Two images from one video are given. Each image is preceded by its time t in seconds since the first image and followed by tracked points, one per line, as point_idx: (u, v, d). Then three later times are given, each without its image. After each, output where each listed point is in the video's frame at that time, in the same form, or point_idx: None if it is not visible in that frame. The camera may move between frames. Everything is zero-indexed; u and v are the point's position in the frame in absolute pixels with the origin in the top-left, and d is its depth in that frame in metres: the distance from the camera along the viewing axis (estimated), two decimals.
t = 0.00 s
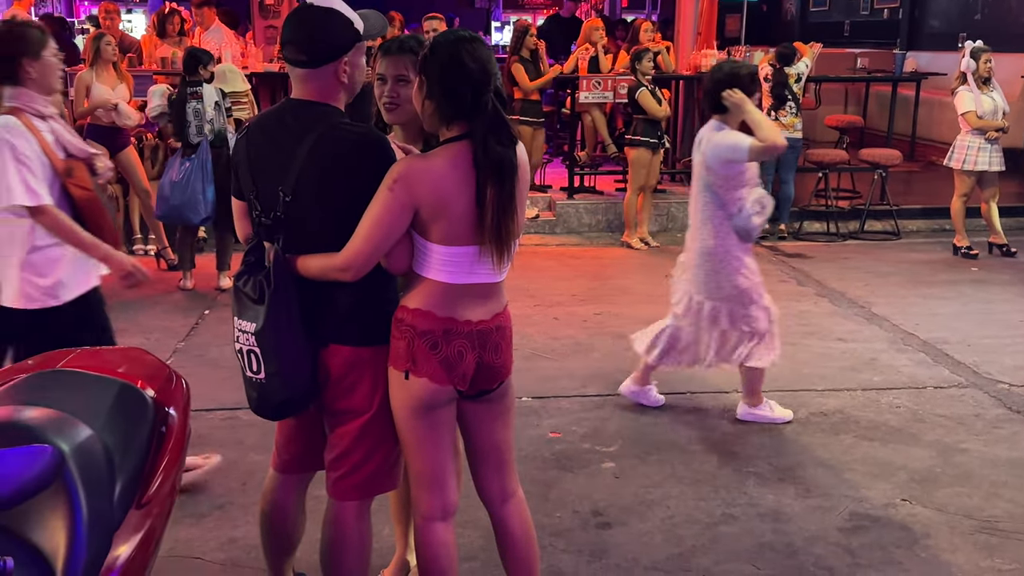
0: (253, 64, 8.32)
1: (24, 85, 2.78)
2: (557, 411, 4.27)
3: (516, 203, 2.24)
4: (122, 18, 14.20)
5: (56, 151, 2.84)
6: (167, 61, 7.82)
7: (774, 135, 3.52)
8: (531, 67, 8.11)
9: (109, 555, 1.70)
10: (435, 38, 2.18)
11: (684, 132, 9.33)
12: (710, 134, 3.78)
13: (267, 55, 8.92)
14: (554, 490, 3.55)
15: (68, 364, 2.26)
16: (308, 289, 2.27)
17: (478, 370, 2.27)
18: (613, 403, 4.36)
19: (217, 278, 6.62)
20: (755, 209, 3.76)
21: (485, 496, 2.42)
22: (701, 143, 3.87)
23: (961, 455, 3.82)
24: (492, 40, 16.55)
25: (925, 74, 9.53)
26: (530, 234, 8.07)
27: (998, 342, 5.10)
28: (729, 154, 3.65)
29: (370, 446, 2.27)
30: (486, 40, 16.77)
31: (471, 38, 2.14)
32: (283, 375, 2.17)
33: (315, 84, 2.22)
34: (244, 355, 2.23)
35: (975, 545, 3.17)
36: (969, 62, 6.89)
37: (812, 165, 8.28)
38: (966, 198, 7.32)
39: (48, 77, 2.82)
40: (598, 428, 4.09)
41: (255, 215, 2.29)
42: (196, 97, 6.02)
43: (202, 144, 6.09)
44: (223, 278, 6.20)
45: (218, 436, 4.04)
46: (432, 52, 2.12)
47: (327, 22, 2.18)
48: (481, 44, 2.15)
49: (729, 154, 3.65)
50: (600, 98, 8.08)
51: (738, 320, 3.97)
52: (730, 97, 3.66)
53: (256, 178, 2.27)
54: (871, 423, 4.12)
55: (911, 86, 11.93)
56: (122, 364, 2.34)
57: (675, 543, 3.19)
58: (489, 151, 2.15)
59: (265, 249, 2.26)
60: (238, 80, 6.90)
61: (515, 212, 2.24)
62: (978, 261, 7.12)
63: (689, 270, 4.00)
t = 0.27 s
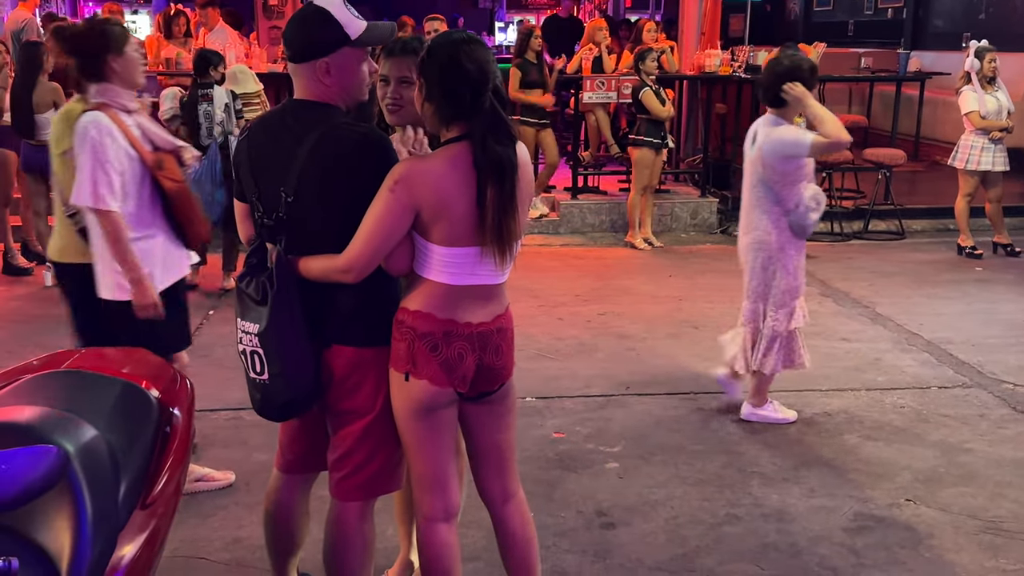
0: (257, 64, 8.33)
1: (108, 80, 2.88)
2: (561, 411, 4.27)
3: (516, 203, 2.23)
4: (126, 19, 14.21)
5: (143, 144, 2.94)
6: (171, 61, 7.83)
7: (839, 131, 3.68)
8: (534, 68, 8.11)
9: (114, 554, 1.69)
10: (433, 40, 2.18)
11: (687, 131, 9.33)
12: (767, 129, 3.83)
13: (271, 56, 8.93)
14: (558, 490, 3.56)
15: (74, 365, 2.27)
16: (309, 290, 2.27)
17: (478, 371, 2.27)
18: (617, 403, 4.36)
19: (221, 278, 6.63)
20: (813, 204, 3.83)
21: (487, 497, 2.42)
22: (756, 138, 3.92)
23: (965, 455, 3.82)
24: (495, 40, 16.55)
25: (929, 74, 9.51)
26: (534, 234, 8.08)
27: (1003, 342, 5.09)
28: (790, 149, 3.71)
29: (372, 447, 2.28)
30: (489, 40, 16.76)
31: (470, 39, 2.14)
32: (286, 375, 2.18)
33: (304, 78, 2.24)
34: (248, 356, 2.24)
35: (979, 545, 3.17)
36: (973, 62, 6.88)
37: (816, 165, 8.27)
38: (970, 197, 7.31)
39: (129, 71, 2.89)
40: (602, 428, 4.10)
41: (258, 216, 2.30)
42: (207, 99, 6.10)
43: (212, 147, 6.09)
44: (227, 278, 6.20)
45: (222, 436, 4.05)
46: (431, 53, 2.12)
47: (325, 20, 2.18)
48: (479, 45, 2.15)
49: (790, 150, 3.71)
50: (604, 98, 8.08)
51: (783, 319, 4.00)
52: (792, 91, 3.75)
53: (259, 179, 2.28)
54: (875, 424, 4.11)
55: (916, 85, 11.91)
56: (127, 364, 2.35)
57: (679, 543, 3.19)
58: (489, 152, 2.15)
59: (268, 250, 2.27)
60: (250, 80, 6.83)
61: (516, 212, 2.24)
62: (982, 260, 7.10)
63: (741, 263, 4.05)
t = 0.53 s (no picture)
0: (261, 65, 8.34)
1: (194, 81, 3.04)
2: (565, 412, 4.28)
3: (513, 203, 2.23)
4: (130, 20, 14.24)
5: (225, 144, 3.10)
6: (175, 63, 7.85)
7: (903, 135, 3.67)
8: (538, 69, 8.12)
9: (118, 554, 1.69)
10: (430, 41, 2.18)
11: (691, 132, 9.33)
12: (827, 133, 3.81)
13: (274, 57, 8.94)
14: (561, 491, 3.56)
15: (78, 365, 2.27)
16: (309, 291, 2.28)
17: (476, 372, 2.27)
18: (621, 404, 4.36)
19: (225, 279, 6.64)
20: (871, 210, 3.84)
21: (486, 499, 2.42)
22: (814, 142, 3.90)
23: (969, 456, 3.81)
24: (499, 41, 16.56)
25: (933, 74, 9.50)
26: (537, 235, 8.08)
27: (1008, 343, 5.08)
28: (851, 155, 3.69)
29: (372, 447, 2.28)
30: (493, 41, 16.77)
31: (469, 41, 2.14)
32: (286, 375, 2.18)
33: (301, 75, 2.25)
34: (249, 356, 2.25)
35: (983, 545, 3.16)
36: (976, 62, 6.88)
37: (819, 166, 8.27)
38: (974, 198, 7.31)
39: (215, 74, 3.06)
40: (605, 429, 4.10)
41: (259, 216, 2.31)
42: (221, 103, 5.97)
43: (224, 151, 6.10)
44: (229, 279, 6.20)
45: (226, 437, 4.06)
46: (427, 55, 2.12)
47: (325, 21, 2.19)
48: (476, 47, 2.14)
49: (851, 154, 3.69)
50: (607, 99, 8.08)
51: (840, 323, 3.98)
52: (854, 98, 3.78)
53: (259, 179, 2.29)
54: (879, 425, 4.11)
55: (920, 86, 11.90)
56: (132, 365, 2.35)
57: (682, 544, 3.19)
58: (487, 151, 2.14)
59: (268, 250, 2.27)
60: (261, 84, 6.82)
61: (514, 212, 2.24)
62: (986, 261, 7.10)
63: (795, 269, 4.00)
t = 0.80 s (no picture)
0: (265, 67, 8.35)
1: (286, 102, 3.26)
2: (568, 414, 4.28)
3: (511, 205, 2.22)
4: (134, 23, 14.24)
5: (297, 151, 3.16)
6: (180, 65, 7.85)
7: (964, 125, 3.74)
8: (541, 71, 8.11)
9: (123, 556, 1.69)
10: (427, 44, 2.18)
11: (694, 134, 9.32)
12: (886, 128, 3.93)
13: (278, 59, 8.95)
14: (565, 493, 3.56)
15: (82, 367, 2.27)
16: (310, 291, 2.28)
17: (475, 373, 2.27)
18: (624, 406, 4.36)
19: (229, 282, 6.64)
20: (935, 204, 3.91)
21: (486, 501, 2.42)
22: (874, 138, 4.02)
23: (974, 458, 3.81)
24: (502, 43, 16.55)
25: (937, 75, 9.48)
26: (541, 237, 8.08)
27: (1012, 344, 5.07)
28: (911, 147, 3.82)
29: (373, 448, 2.28)
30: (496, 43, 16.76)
31: (466, 45, 2.15)
32: (287, 376, 2.18)
33: (308, 73, 2.25)
34: (250, 357, 2.25)
35: (988, 547, 3.15)
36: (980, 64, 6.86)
37: (823, 167, 8.26)
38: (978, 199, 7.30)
39: (295, 85, 3.47)
40: (609, 431, 4.09)
41: (260, 217, 2.31)
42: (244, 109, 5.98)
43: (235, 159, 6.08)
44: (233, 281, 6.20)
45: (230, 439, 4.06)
46: (424, 59, 2.13)
47: (323, 23, 2.20)
48: (472, 50, 2.14)
49: (910, 146, 3.82)
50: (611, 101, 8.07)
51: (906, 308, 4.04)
52: (911, 89, 3.83)
53: (260, 180, 2.29)
54: (883, 427, 4.10)
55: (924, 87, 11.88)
56: (136, 367, 2.35)
57: (686, 546, 3.19)
58: (483, 153, 2.14)
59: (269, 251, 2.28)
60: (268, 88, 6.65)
61: (511, 214, 2.23)
62: (990, 263, 7.09)
63: (862, 255, 4.11)
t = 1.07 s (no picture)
0: (268, 70, 8.35)
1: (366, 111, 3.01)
2: (571, 416, 4.28)
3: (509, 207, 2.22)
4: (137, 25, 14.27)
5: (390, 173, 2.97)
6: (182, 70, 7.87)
7: None
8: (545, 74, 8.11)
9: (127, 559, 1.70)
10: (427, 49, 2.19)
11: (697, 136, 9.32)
12: (943, 133, 3.87)
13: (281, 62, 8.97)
14: (567, 496, 3.55)
15: (86, 371, 2.28)
16: (311, 295, 2.28)
17: (474, 375, 2.27)
18: (627, 408, 4.36)
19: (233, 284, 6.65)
20: (987, 213, 3.88)
21: (486, 502, 2.41)
22: (929, 143, 3.95)
23: (978, 461, 3.80)
24: (506, 45, 16.57)
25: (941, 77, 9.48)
26: (544, 240, 8.08)
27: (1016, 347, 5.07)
28: (968, 153, 3.77)
29: (375, 452, 2.28)
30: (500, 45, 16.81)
31: (464, 49, 2.16)
32: (293, 380, 2.18)
33: (318, 77, 2.23)
34: (254, 362, 2.24)
35: (993, 550, 3.15)
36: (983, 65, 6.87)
37: (827, 169, 8.26)
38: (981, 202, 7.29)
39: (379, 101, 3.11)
40: (613, 433, 4.10)
41: (261, 222, 2.31)
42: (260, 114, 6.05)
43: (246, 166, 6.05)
44: (237, 283, 6.21)
45: (234, 442, 4.06)
46: (424, 65, 2.14)
47: (321, 26, 2.21)
48: (471, 54, 2.15)
49: (966, 152, 3.77)
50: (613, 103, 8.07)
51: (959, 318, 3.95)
52: (972, 94, 3.79)
53: (260, 184, 2.29)
54: (887, 429, 4.10)
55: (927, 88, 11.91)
56: (140, 370, 2.35)
57: (690, 549, 3.18)
58: (480, 155, 2.13)
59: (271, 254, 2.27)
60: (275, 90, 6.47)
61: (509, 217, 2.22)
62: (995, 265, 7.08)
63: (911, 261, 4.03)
